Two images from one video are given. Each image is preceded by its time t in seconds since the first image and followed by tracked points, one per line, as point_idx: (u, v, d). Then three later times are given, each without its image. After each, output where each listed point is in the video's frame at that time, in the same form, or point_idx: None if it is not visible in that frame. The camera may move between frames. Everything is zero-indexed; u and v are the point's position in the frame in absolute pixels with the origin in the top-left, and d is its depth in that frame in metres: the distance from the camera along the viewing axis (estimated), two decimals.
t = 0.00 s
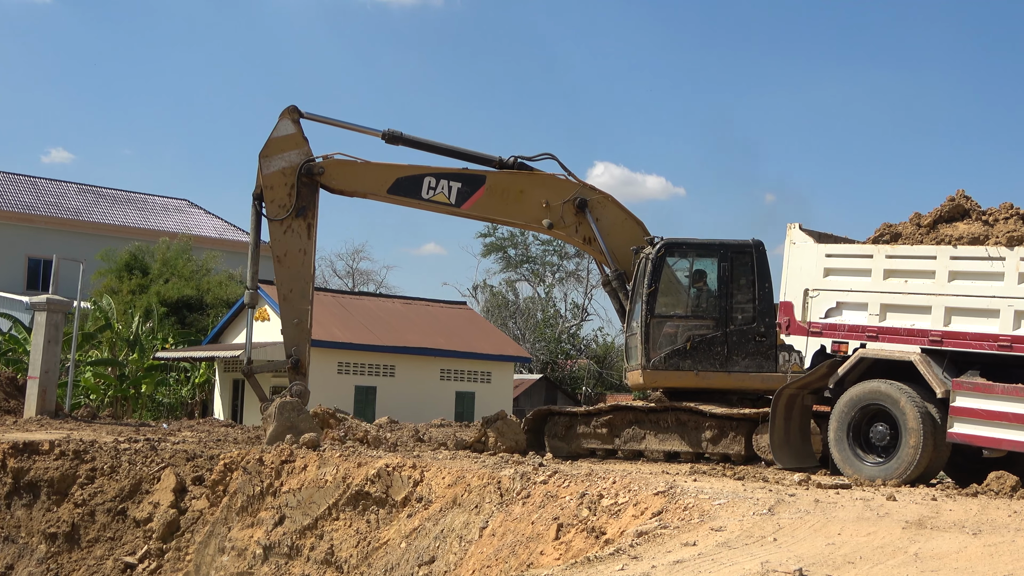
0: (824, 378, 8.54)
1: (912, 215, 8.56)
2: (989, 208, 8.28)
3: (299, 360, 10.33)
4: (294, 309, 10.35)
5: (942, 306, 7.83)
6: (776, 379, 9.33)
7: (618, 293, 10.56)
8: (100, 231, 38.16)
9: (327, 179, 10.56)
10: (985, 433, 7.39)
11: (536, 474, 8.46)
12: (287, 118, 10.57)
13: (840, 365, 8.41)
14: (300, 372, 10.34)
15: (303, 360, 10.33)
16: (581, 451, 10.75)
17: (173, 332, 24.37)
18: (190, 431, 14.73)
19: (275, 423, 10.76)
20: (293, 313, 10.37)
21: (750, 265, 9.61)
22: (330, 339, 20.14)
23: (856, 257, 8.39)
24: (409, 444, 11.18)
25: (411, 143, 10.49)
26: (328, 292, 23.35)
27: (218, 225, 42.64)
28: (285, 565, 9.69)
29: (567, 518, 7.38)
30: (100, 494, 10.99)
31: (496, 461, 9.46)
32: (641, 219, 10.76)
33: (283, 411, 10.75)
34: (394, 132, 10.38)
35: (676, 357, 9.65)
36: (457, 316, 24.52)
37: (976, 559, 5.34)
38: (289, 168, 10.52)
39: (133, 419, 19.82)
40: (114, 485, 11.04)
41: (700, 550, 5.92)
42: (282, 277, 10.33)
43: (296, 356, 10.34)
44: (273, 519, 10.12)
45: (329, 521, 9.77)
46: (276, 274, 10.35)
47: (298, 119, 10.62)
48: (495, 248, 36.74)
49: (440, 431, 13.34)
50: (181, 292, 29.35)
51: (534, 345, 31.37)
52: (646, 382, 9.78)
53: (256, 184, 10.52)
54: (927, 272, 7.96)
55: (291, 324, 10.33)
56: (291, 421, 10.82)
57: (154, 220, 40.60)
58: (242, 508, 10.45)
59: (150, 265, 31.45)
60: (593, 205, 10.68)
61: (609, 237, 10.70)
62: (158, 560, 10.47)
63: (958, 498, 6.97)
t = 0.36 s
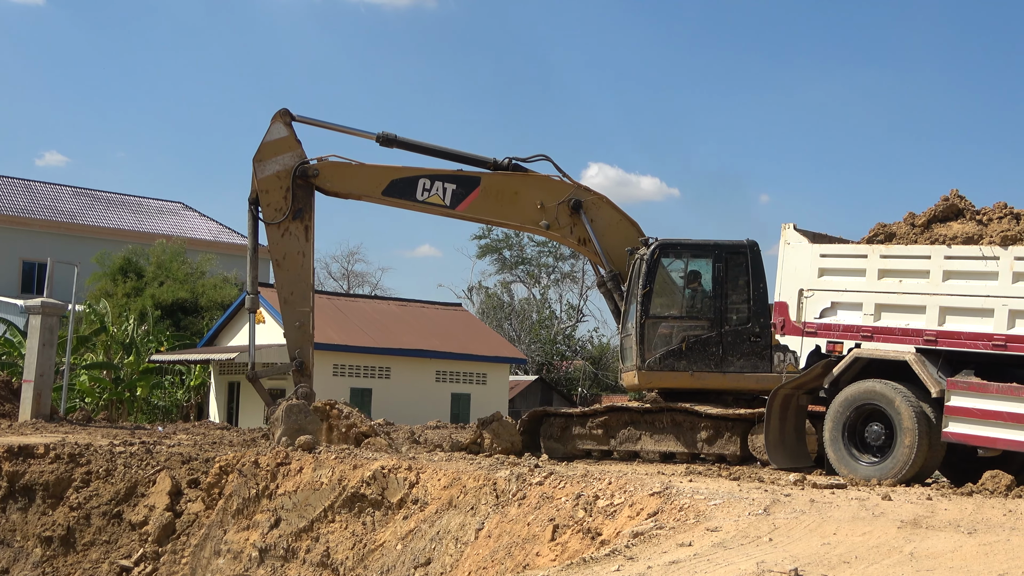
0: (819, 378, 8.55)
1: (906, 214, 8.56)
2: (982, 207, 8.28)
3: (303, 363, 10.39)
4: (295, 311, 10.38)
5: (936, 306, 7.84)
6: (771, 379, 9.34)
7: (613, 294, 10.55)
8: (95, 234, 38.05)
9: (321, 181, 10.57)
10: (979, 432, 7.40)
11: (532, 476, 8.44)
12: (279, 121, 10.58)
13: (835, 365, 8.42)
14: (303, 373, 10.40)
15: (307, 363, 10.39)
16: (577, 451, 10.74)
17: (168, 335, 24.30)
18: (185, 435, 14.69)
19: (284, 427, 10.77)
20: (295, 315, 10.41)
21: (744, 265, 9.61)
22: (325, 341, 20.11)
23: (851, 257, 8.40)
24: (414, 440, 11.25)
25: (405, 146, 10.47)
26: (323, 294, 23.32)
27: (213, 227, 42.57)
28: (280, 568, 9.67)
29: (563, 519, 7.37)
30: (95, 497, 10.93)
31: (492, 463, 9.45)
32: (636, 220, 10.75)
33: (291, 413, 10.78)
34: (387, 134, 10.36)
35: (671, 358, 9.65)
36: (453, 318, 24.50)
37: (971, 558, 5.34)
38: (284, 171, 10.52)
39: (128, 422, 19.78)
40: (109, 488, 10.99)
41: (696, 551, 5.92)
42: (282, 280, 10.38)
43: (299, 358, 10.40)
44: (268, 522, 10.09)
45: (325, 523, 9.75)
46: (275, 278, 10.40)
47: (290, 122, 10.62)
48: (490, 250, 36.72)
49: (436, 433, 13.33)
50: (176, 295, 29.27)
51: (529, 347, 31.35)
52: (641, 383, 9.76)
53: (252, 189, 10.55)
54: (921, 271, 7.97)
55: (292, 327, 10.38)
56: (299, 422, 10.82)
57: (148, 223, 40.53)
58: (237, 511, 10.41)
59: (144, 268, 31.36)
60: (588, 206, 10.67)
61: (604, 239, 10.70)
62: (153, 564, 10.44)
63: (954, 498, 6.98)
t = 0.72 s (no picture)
0: (810, 379, 8.56)
1: (896, 216, 8.57)
2: (972, 208, 8.30)
3: (300, 370, 10.38)
4: (290, 318, 10.39)
5: (926, 307, 7.85)
6: (762, 380, 9.34)
7: (603, 297, 10.54)
8: (85, 237, 37.87)
9: (310, 187, 10.56)
10: (969, 433, 7.42)
11: (523, 478, 8.42)
12: (267, 129, 10.54)
13: (826, 366, 8.44)
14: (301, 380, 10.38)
15: (304, 369, 10.37)
16: (568, 454, 10.73)
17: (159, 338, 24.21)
18: (176, 438, 14.62)
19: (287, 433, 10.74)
20: (292, 322, 10.42)
21: (735, 267, 9.62)
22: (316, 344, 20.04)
23: (841, 258, 8.41)
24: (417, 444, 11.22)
25: (394, 151, 10.44)
26: (314, 297, 23.26)
27: (204, 231, 42.42)
28: (272, 571, 9.61)
29: (554, 521, 7.35)
30: (86, 501, 10.86)
31: (484, 465, 9.42)
32: (626, 222, 10.74)
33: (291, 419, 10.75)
34: (376, 140, 10.34)
35: (661, 360, 9.65)
36: (444, 320, 24.46)
37: (962, 558, 5.34)
38: (273, 178, 10.48)
39: (118, 426, 19.88)
40: (100, 492, 10.92)
41: (687, 552, 5.91)
42: (276, 287, 10.38)
43: (297, 365, 10.40)
44: (260, 525, 10.04)
45: (316, 526, 9.71)
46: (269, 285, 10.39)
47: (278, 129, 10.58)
48: (481, 252, 36.68)
49: (428, 436, 13.30)
50: (166, 298, 29.14)
51: (521, 349, 31.31)
52: (633, 385, 9.77)
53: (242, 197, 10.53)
54: (911, 272, 7.98)
55: (288, 334, 10.38)
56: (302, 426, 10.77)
57: (139, 227, 40.38)
58: (229, 515, 10.34)
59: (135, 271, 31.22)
60: (579, 209, 10.66)
61: (594, 241, 10.68)
62: (144, 568, 10.40)
63: (944, 498, 6.99)
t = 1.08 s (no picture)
0: (799, 381, 8.58)
1: (883, 218, 8.60)
2: (959, 211, 8.34)
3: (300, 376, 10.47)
4: (287, 326, 10.48)
5: (914, 309, 7.87)
6: (751, 383, 9.33)
7: (591, 299, 10.55)
8: (72, 239, 37.63)
9: (297, 195, 10.58)
10: (957, 435, 7.45)
11: (512, 480, 8.40)
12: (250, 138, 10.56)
13: (814, 369, 8.46)
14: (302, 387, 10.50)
15: (304, 375, 10.45)
16: (557, 456, 10.69)
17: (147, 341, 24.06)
18: (164, 441, 14.55)
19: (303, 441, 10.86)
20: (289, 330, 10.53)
21: (723, 269, 9.62)
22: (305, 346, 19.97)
23: (829, 261, 8.43)
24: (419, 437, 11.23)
25: (381, 159, 10.42)
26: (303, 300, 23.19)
27: (192, 233, 42.26)
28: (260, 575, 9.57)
29: (543, 524, 7.34)
30: (74, 505, 10.77)
31: (473, 468, 9.40)
32: (613, 226, 10.74)
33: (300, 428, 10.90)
34: (363, 148, 10.31)
35: (651, 362, 9.66)
36: (433, 323, 24.43)
37: (949, 560, 5.36)
38: (260, 187, 10.53)
39: (106, 429, 19.55)
40: (89, 495, 10.82)
41: (676, 554, 5.91)
42: (271, 296, 10.45)
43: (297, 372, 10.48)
44: (248, 528, 10.00)
45: (305, 529, 9.67)
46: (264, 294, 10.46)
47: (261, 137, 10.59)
48: (470, 255, 36.65)
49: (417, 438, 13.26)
50: (155, 300, 28.98)
51: (510, 352, 31.30)
52: (622, 387, 9.79)
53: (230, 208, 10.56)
54: (899, 275, 8.00)
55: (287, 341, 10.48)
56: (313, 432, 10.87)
57: (128, 229, 40.19)
58: (217, 518, 10.28)
59: (122, 273, 31.04)
60: (566, 212, 10.65)
61: (582, 245, 10.67)
62: (132, 572, 10.31)
63: (932, 500, 7.02)
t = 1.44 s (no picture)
0: (793, 384, 8.58)
1: (877, 221, 8.63)
2: (953, 213, 8.36)
3: (307, 378, 10.43)
4: (290, 329, 10.43)
5: (908, 311, 7.88)
6: (745, 385, 9.36)
7: (586, 302, 10.55)
8: (66, 241, 37.51)
9: (292, 198, 10.52)
10: (950, 437, 7.46)
11: (507, 482, 8.38)
12: (240, 144, 10.51)
13: (808, 371, 8.46)
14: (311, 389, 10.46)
15: (311, 376, 10.42)
16: (551, 458, 10.69)
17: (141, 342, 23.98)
18: (158, 443, 14.51)
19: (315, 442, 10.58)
20: (292, 332, 10.45)
21: (718, 272, 9.63)
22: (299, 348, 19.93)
23: (823, 263, 8.44)
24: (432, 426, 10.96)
25: (374, 163, 10.40)
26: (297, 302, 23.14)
27: (186, 234, 42.16)
28: None
29: (537, 526, 7.32)
30: (67, 506, 10.72)
31: (467, 470, 9.38)
32: (608, 229, 10.75)
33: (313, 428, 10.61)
34: (357, 152, 10.30)
35: (645, 365, 9.66)
36: (427, 325, 24.41)
37: (943, 562, 5.37)
38: (254, 192, 10.46)
39: (100, 432, 19.46)
40: (82, 497, 10.78)
41: (670, 557, 5.90)
42: (273, 300, 10.39)
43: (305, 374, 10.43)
44: (242, 530, 9.98)
45: (299, 532, 9.65)
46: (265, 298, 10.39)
47: (252, 142, 10.55)
48: (464, 257, 36.64)
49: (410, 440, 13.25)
50: (149, 302, 28.88)
51: (504, 354, 31.30)
52: (616, 390, 9.78)
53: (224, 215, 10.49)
54: (893, 277, 8.01)
55: (292, 344, 10.41)
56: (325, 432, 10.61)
57: (121, 231, 40.08)
58: (211, 520, 10.27)
59: (116, 275, 30.95)
60: (561, 215, 10.65)
61: (576, 248, 10.68)
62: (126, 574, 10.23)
63: (925, 502, 7.03)
